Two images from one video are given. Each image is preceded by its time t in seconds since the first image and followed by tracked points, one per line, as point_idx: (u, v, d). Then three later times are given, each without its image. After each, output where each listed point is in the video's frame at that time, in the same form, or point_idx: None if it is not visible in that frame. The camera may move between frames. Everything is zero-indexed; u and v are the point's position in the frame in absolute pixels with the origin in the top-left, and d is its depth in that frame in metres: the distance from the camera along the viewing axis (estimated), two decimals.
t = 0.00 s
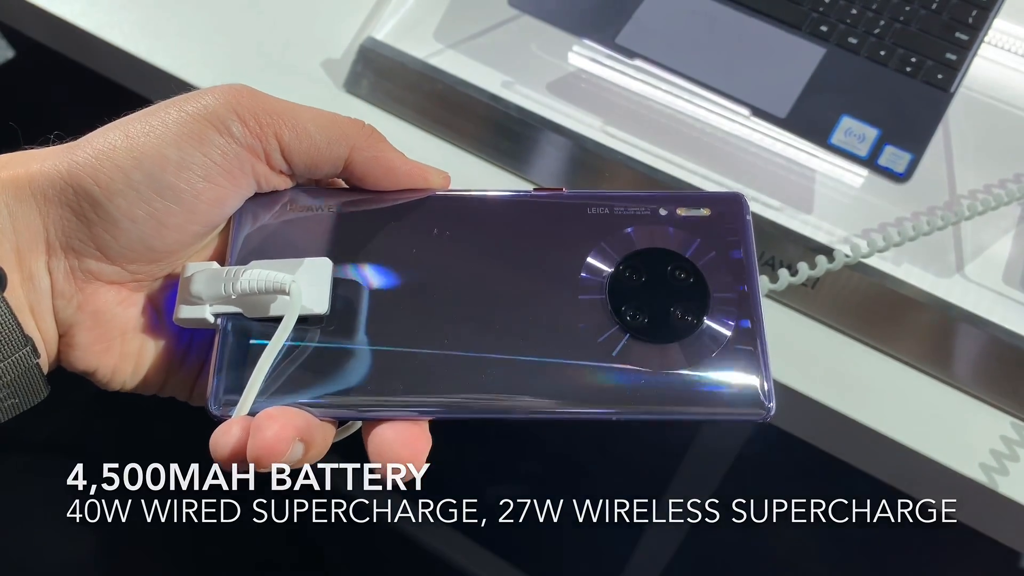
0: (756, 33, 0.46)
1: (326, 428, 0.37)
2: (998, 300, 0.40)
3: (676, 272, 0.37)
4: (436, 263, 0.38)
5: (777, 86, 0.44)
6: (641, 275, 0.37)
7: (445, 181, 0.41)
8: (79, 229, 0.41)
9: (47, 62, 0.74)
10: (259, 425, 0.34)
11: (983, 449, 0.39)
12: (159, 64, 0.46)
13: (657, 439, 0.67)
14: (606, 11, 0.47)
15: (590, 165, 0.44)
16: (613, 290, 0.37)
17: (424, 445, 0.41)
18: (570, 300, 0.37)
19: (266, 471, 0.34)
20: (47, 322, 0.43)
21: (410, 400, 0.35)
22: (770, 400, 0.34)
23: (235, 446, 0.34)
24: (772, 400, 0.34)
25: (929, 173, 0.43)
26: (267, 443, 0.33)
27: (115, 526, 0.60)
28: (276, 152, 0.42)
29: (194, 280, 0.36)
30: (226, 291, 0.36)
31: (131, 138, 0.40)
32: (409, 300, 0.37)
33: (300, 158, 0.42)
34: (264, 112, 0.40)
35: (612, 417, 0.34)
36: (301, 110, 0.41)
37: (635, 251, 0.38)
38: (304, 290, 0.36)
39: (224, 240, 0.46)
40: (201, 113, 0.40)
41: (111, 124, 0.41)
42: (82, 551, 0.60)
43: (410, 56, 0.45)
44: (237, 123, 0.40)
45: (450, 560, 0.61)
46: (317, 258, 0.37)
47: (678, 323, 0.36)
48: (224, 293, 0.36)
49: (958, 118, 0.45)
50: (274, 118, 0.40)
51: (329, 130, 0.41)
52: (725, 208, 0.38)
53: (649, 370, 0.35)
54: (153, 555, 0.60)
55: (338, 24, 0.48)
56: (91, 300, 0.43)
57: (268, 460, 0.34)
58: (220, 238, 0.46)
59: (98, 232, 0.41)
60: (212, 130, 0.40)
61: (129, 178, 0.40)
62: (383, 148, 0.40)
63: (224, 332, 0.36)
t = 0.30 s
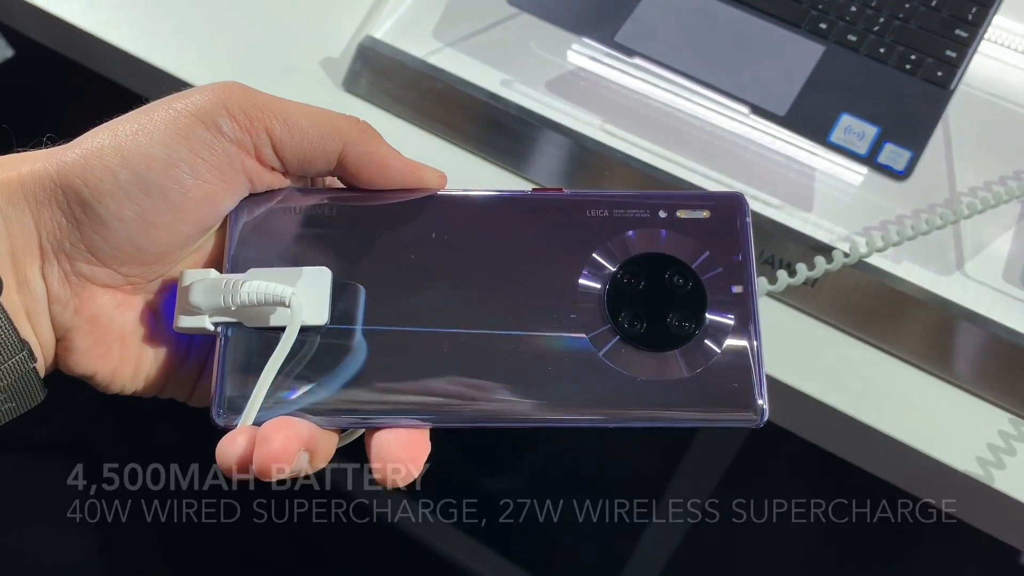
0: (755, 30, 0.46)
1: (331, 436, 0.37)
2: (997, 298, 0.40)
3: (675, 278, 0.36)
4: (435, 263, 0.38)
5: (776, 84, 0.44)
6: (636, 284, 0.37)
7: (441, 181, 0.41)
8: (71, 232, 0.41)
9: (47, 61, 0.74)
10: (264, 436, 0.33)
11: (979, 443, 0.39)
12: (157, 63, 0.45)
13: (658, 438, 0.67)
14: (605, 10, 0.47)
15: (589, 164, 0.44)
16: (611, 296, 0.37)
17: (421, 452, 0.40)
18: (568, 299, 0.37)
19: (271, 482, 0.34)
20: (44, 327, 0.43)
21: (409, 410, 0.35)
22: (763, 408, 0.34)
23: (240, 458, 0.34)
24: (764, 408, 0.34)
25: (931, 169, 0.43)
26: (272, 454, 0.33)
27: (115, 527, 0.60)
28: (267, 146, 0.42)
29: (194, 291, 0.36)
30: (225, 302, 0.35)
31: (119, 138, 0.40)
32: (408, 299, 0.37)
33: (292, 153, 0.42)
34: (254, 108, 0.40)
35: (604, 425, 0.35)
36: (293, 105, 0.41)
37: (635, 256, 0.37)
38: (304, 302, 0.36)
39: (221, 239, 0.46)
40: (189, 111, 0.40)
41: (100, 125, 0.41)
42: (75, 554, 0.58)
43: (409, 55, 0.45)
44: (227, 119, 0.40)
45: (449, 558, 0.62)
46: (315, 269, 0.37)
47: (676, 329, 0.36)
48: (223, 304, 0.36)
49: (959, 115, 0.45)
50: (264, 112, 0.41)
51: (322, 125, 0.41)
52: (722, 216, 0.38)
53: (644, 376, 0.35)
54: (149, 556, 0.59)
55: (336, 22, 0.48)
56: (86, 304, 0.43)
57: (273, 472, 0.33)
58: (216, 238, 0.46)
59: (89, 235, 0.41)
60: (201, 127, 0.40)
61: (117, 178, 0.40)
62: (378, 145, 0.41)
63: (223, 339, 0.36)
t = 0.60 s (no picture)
0: (754, 27, 0.46)
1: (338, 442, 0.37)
2: (997, 295, 0.40)
3: (671, 277, 0.37)
4: (433, 263, 0.38)
5: (775, 81, 0.44)
6: (637, 281, 0.37)
7: (440, 183, 0.41)
8: (69, 238, 0.41)
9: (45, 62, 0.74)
10: (275, 441, 0.34)
11: (977, 437, 0.39)
12: (156, 64, 0.45)
13: (657, 435, 0.68)
14: (603, 9, 0.47)
15: (589, 163, 0.44)
16: (610, 297, 0.37)
17: (429, 455, 0.40)
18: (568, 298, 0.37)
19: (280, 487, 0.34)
20: (45, 332, 0.43)
21: (415, 412, 0.35)
22: (761, 405, 0.35)
23: (251, 464, 0.35)
24: (762, 405, 0.35)
25: (931, 166, 0.43)
26: (284, 460, 0.34)
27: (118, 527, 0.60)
28: (262, 147, 0.42)
29: (195, 303, 0.36)
30: (227, 314, 0.35)
31: (114, 143, 0.40)
32: (407, 300, 0.37)
33: (287, 152, 0.42)
34: (248, 109, 0.40)
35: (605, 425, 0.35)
36: (287, 106, 0.41)
37: (633, 256, 0.37)
38: (305, 311, 0.36)
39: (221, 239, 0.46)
40: (183, 115, 0.40)
41: (98, 131, 0.42)
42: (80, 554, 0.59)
43: (409, 54, 0.45)
44: (220, 121, 0.40)
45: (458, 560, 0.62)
46: (316, 277, 0.37)
47: (675, 329, 0.36)
48: (226, 316, 0.36)
49: (959, 111, 0.45)
50: (258, 113, 0.40)
51: (317, 126, 0.41)
52: (721, 211, 0.38)
53: (644, 378, 0.36)
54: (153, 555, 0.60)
55: (335, 22, 0.48)
56: (84, 311, 0.43)
57: (285, 477, 0.34)
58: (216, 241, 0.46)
59: (86, 241, 0.41)
60: (195, 130, 0.40)
61: (112, 184, 0.40)
62: (372, 142, 0.41)
63: (229, 348, 0.37)
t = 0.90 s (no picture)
0: (755, 23, 0.46)
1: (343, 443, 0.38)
2: (997, 290, 0.40)
3: (673, 272, 0.37)
4: (433, 261, 0.38)
5: (776, 77, 0.44)
6: (638, 276, 0.37)
7: (439, 180, 0.41)
8: (63, 240, 0.41)
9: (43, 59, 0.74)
10: (283, 444, 0.35)
11: (977, 431, 0.39)
12: (154, 62, 0.45)
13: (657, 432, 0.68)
14: (604, 5, 0.46)
15: (590, 160, 0.43)
16: (611, 295, 0.37)
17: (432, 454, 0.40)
18: (567, 297, 0.37)
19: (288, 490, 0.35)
20: (42, 335, 0.43)
21: (420, 412, 0.36)
22: (762, 397, 0.35)
23: (259, 467, 0.36)
24: (762, 397, 0.35)
25: (932, 162, 0.43)
26: (291, 461, 0.34)
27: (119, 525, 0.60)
28: (256, 144, 0.42)
29: (195, 309, 0.36)
30: (227, 320, 0.36)
31: (107, 144, 0.40)
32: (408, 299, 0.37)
33: (283, 149, 0.42)
34: (241, 107, 0.40)
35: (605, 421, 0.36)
36: (281, 103, 0.41)
37: (634, 251, 0.37)
38: (306, 317, 0.37)
39: (218, 239, 0.45)
40: (176, 114, 0.40)
41: (92, 133, 0.42)
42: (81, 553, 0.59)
43: (408, 51, 0.45)
44: (213, 120, 0.40)
45: (459, 556, 0.61)
46: (315, 282, 0.37)
47: (676, 325, 0.36)
48: (227, 322, 0.36)
49: (961, 107, 0.45)
50: (252, 111, 0.40)
51: (313, 122, 0.41)
52: (722, 201, 0.37)
53: (642, 373, 0.36)
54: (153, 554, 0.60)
55: (334, 19, 0.48)
56: (81, 313, 0.43)
57: (292, 479, 0.34)
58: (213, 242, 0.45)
59: (80, 243, 0.41)
60: (187, 129, 0.40)
61: (105, 185, 0.40)
62: (369, 137, 0.41)
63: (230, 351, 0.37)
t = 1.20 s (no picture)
0: (757, 17, 0.46)
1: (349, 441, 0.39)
2: (1000, 286, 0.39)
3: (676, 269, 0.37)
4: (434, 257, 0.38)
5: (778, 73, 0.44)
6: (641, 273, 0.37)
7: (440, 176, 0.41)
8: (62, 238, 0.42)
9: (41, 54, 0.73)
10: (288, 442, 0.36)
11: (978, 425, 0.39)
12: (154, 57, 0.45)
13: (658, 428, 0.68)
14: None
15: (591, 155, 0.44)
16: (613, 293, 0.37)
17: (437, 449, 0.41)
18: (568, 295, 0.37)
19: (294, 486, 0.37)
20: (41, 332, 0.43)
21: (423, 409, 0.37)
22: (762, 390, 0.36)
23: (264, 464, 0.37)
24: (763, 390, 0.35)
25: (935, 158, 0.43)
26: (297, 459, 0.36)
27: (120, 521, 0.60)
28: (254, 140, 0.42)
29: (199, 311, 0.36)
30: (230, 322, 0.36)
31: (105, 141, 0.40)
32: (411, 295, 0.38)
33: (281, 144, 0.42)
34: (238, 103, 0.40)
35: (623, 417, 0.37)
36: (279, 97, 0.40)
37: (637, 247, 0.37)
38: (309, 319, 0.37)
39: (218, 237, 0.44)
40: (173, 111, 0.40)
41: (91, 130, 0.42)
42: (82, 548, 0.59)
43: (409, 46, 0.45)
44: (210, 116, 0.40)
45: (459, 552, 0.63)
46: (318, 283, 0.37)
47: (678, 322, 0.36)
48: (229, 324, 0.36)
49: (965, 102, 0.45)
50: (250, 107, 0.40)
51: (311, 117, 0.40)
52: (725, 196, 0.37)
53: (637, 369, 0.37)
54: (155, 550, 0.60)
55: (336, 14, 0.48)
56: (80, 311, 0.43)
57: (298, 477, 0.36)
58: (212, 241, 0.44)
59: (79, 240, 0.41)
60: (185, 126, 0.40)
61: (102, 183, 0.40)
62: (369, 132, 0.41)
63: (235, 352, 0.37)
